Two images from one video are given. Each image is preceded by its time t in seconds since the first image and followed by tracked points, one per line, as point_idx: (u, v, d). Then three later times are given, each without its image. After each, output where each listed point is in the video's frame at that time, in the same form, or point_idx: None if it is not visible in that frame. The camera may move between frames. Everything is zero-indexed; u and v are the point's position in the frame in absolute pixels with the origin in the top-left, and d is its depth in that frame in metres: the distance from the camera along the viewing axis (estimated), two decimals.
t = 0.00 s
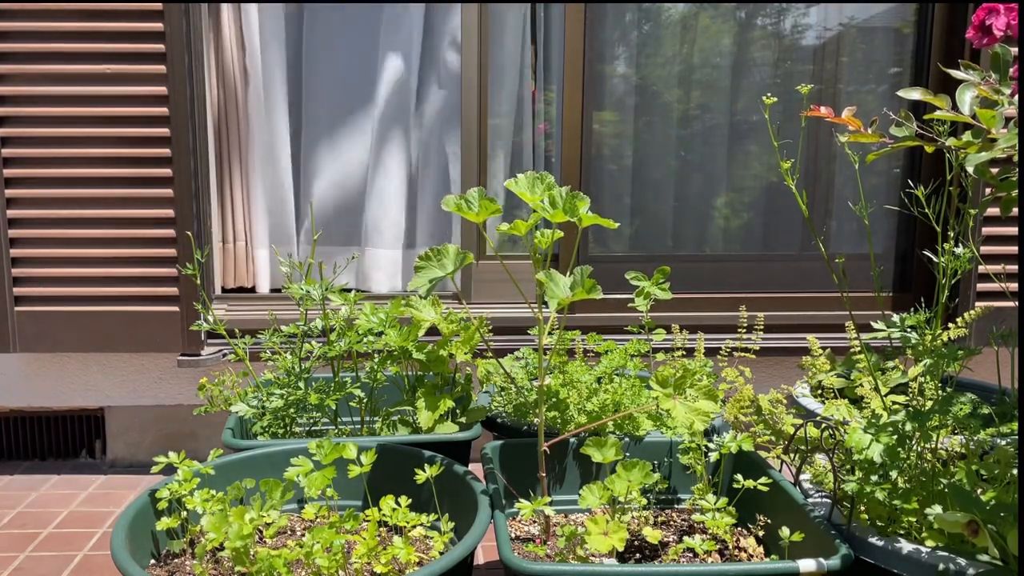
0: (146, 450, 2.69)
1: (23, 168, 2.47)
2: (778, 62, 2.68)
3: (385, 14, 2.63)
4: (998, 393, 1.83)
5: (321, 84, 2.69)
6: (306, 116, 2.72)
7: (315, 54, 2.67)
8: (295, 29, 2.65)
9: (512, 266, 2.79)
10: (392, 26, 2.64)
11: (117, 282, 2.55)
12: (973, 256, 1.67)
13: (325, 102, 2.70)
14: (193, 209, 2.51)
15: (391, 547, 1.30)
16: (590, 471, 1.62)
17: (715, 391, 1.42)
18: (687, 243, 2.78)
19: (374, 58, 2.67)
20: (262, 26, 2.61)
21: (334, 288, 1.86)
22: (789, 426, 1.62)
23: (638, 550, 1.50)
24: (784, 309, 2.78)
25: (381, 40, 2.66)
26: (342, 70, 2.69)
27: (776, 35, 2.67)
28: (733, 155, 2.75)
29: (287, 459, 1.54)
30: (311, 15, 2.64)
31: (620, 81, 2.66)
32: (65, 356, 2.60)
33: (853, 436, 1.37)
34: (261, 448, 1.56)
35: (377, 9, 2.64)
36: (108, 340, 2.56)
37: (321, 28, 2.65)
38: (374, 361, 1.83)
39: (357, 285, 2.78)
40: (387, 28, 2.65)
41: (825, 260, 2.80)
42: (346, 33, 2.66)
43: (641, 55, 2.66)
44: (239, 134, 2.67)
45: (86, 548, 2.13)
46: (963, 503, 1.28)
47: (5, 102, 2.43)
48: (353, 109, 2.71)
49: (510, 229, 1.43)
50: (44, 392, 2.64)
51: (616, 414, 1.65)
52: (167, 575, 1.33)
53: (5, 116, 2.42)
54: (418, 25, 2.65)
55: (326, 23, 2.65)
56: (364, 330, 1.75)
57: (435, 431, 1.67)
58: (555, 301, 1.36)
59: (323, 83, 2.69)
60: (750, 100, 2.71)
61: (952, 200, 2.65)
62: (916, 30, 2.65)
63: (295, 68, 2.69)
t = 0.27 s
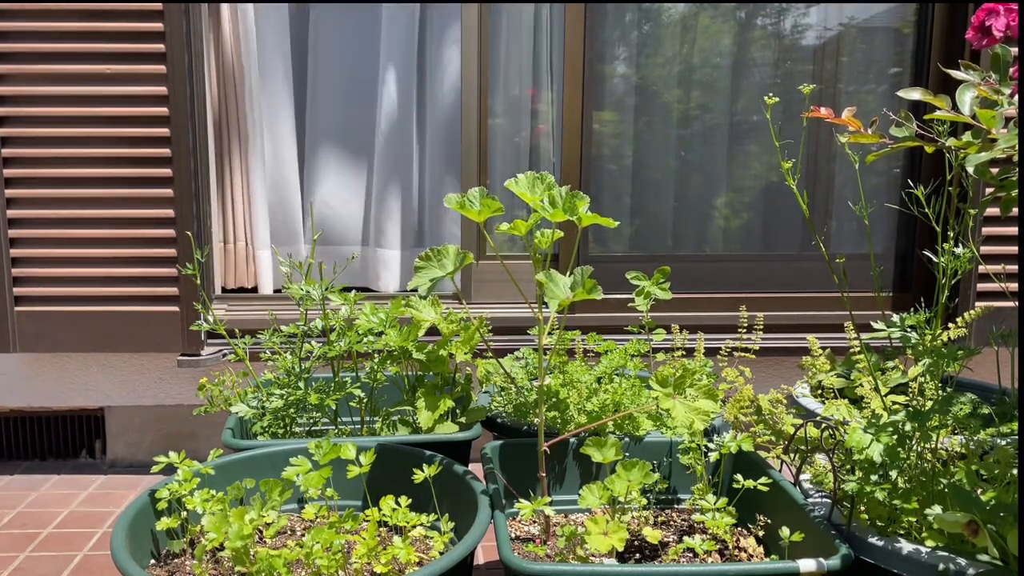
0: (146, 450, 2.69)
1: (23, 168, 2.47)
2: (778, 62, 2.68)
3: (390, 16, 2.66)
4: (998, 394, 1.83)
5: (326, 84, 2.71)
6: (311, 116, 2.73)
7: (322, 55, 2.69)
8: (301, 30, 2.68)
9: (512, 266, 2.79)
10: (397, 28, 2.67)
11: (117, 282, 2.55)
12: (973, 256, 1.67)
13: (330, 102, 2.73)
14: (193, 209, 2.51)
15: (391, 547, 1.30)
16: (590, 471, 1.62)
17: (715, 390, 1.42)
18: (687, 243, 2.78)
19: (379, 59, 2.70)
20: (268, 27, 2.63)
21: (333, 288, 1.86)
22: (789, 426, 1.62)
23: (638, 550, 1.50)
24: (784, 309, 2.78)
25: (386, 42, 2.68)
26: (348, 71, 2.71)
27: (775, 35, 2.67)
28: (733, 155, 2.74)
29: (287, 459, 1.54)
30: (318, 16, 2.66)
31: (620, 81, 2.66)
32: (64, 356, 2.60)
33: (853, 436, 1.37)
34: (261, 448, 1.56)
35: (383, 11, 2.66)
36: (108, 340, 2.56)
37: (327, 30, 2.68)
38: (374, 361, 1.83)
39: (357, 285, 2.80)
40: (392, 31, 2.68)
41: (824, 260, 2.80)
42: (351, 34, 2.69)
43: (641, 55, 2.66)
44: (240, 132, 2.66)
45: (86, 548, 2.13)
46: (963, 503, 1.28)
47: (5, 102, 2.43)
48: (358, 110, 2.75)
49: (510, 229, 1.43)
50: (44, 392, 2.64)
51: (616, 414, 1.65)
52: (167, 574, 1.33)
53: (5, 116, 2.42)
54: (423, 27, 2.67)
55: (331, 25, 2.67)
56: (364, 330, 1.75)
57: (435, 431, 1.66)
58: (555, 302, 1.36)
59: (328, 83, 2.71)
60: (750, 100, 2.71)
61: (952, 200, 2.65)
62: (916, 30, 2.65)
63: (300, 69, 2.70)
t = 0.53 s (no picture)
0: (146, 450, 2.69)
1: (23, 168, 2.47)
2: (778, 62, 2.68)
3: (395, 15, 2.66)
4: (998, 393, 1.83)
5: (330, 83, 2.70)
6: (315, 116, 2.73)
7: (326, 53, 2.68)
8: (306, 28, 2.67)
9: (512, 266, 2.79)
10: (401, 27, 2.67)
11: (117, 282, 2.55)
12: (973, 256, 1.67)
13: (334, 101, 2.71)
14: (193, 209, 2.51)
15: (391, 547, 1.30)
16: (590, 471, 1.62)
17: (715, 390, 1.41)
18: (687, 243, 2.78)
19: (384, 59, 2.70)
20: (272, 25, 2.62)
21: (333, 288, 1.85)
22: (789, 426, 1.61)
23: (638, 550, 1.50)
24: (783, 309, 2.78)
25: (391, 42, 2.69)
26: (352, 70, 2.71)
27: (775, 35, 2.67)
28: (733, 156, 2.75)
29: (287, 459, 1.54)
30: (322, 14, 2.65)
31: (620, 81, 2.66)
32: (64, 357, 2.60)
33: (854, 436, 1.37)
34: (261, 448, 1.56)
35: (388, 11, 2.66)
36: (108, 340, 2.56)
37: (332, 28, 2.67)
38: (374, 361, 1.83)
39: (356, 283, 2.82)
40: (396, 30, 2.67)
41: (824, 260, 2.80)
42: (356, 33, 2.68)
43: (641, 55, 2.66)
44: (241, 131, 2.68)
45: (86, 548, 2.13)
46: (963, 503, 1.27)
47: (5, 102, 2.43)
48: (362, 109, 2.74)
49: (510, 229, 1.43)
50: (44, 393, 2.64)
51: (616, 414, 1.65)
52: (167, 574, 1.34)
53: (5, 116, 2.42)
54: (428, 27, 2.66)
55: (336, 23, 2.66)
56: (364, 330, 1.75)
57: (435, 431, 1.67)
58: (555, 302, 1.37)
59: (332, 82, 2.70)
60: (750, 100, 2.71)
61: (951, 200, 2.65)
62: (916, 30, 2.65)
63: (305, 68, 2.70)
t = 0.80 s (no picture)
0: (146, 450, 2.68)
1: (23, 168, 2.47)
2: (778, 62, 2.68)
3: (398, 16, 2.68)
4: (998, 394, 1.83)
5: (334, 83, 2.72)
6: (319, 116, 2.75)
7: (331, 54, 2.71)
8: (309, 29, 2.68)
9: (512, 266, 2.79)
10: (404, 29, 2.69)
11: (117, 282, 2.55)
12: (973, 256, 1.67)
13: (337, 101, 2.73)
14: (193, 209, 2.51)
15: (391, 547, 1.30)
16: (590, 471, 1.62)
17: (715, 390, 1.41)
18: (687, 243, 2.78)
19: (387, 59, 2.71)
20: (275, 25, 2.62)
21: (333, 288, 1.85)
22: (789, 426, 1.61)
23: (638, 550, 1.50)
24: (783, 309, 2.78)
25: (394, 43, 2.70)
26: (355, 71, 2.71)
27: (775, 35, 2.67)
28: (733, 156, 2.75)
29: (287, 459, 1.54)
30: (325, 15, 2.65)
31: (620, 81, 2.66)
32: (64, 357, 2.60)
33: (853, 436, 1.37)
34: (261, 448, 1.56)
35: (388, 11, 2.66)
36: (108, 340, 2.56)
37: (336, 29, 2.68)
38: (374, 361, 1.83)
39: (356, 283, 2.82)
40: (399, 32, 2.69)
41: (824, 260, 2.80)
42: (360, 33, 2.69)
43: (641, 55, 2.66)
44: (241, 130, 2.67)
45: (86, 548, 2.13)
46: (963, 504, 1.27)
47: (5, 102, 2.43)
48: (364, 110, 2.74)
49: (510, 229, 1.43)
50: (44, 393, 2.64)
51: (616, 414, 1.65)
52: (167, 574, 1.34)
53: (5, 116, 2.42)
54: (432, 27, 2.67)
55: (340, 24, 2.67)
56: (364, 330, 1.75)
57: (435, 431, 1.66)
58: (555, 302, 1.37)
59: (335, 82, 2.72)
60: (750, 100, 2.71)
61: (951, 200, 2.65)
62: (916, 30, 2.65)
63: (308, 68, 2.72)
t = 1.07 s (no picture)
0: (146, 450, 2.69)
1: (22, 168, 2.47)
2: (777, 62, 2.68)
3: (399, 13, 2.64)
4: (997, 393, 1.83)
5: (334, 81, 2.68)
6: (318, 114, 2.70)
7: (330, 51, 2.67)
8: (309, 25, 2.63)
9: (512, 266, 2.79)
10: (405, 25, 2.65)
11: (117, 282, 2.55)
12: (973, 256, 1.67)
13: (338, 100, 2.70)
14: (193, 209, 2.51)
15: (391, 547, 1.30)
16: (590, 471, 1.62)
17: (715, 391, 1.41)
18: (687, 243, 2.78)
19: (387, 59, 2.68)
20: (273, 21, 2.57)
21: (333, 288, 1.85)
22: (789, 426, 1.61)
23: (638, 550, 1.50)
24: (783, 309, 2.78)
25: (395, 41, 2.67)
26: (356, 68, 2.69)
27: (775, 35, 2.67)
28: (733, 156, 2.75)
29: (287, 459, 1.54)
30: (325, 10, 2.60)
31: (620, 81, 2.66)
32: (64, 357, 2.60)
33: (854, 436, 1.37)
34: (261, 448, 1.56)
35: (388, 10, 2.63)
36: (108, 340, 2.56)
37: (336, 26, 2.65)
38: (374, 361, 1.83)
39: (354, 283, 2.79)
40: (400, 29, 2.66)
41: (824, 260, 2.80)
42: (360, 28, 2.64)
43: (641, 55, 2.66)
44: (239, 129, 2.63)
45: (86, 548, 2.13)
46: (963, 504, 1.27)
47: (5, 102, 2.43)
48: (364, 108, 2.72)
49: (510, 229, 1.43)
50: (44, 393, 2.64)
51: (616, 414, 1.65)
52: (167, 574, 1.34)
53: (5, 116, 2.42)
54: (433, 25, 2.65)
55: (340, 21, 2.64)
56: (364, 330, 1.75)
57: (435, 431, 1.66)
58: (555, 302, 1.37)
59: (335, 80, 2.68)
60: (750, 100, 2.71)
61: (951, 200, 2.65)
62: (916, 30, 2.65)
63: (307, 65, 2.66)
